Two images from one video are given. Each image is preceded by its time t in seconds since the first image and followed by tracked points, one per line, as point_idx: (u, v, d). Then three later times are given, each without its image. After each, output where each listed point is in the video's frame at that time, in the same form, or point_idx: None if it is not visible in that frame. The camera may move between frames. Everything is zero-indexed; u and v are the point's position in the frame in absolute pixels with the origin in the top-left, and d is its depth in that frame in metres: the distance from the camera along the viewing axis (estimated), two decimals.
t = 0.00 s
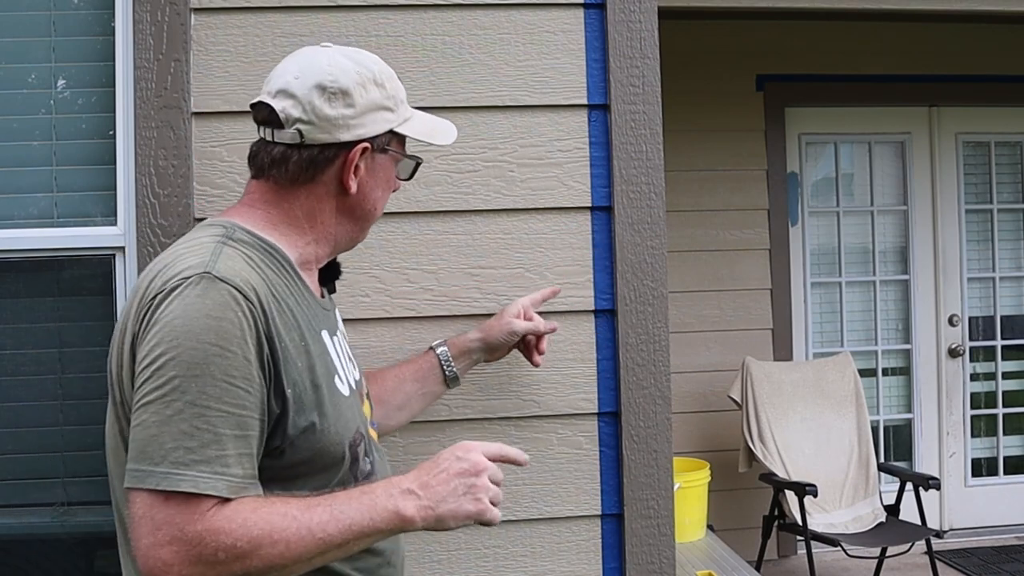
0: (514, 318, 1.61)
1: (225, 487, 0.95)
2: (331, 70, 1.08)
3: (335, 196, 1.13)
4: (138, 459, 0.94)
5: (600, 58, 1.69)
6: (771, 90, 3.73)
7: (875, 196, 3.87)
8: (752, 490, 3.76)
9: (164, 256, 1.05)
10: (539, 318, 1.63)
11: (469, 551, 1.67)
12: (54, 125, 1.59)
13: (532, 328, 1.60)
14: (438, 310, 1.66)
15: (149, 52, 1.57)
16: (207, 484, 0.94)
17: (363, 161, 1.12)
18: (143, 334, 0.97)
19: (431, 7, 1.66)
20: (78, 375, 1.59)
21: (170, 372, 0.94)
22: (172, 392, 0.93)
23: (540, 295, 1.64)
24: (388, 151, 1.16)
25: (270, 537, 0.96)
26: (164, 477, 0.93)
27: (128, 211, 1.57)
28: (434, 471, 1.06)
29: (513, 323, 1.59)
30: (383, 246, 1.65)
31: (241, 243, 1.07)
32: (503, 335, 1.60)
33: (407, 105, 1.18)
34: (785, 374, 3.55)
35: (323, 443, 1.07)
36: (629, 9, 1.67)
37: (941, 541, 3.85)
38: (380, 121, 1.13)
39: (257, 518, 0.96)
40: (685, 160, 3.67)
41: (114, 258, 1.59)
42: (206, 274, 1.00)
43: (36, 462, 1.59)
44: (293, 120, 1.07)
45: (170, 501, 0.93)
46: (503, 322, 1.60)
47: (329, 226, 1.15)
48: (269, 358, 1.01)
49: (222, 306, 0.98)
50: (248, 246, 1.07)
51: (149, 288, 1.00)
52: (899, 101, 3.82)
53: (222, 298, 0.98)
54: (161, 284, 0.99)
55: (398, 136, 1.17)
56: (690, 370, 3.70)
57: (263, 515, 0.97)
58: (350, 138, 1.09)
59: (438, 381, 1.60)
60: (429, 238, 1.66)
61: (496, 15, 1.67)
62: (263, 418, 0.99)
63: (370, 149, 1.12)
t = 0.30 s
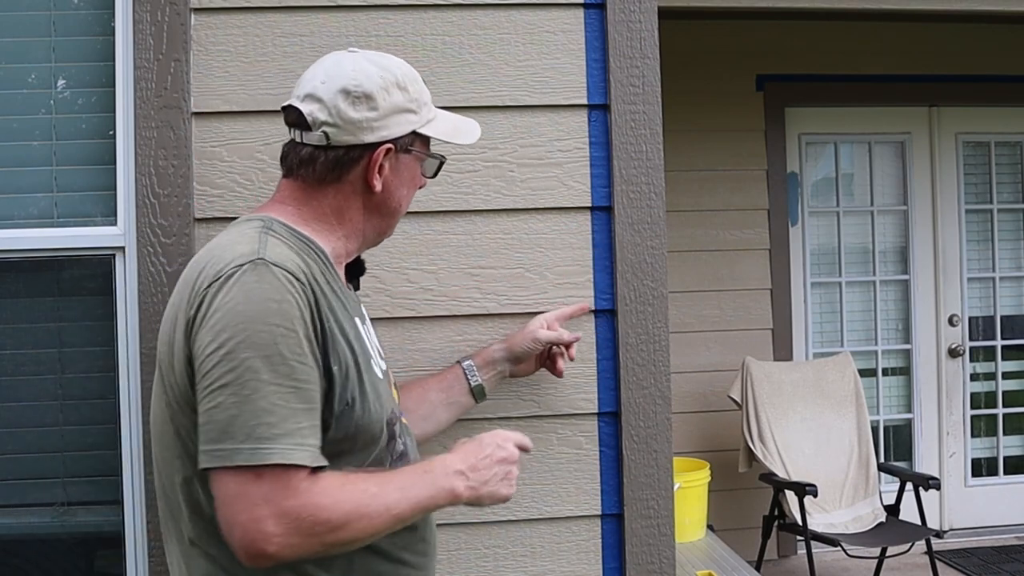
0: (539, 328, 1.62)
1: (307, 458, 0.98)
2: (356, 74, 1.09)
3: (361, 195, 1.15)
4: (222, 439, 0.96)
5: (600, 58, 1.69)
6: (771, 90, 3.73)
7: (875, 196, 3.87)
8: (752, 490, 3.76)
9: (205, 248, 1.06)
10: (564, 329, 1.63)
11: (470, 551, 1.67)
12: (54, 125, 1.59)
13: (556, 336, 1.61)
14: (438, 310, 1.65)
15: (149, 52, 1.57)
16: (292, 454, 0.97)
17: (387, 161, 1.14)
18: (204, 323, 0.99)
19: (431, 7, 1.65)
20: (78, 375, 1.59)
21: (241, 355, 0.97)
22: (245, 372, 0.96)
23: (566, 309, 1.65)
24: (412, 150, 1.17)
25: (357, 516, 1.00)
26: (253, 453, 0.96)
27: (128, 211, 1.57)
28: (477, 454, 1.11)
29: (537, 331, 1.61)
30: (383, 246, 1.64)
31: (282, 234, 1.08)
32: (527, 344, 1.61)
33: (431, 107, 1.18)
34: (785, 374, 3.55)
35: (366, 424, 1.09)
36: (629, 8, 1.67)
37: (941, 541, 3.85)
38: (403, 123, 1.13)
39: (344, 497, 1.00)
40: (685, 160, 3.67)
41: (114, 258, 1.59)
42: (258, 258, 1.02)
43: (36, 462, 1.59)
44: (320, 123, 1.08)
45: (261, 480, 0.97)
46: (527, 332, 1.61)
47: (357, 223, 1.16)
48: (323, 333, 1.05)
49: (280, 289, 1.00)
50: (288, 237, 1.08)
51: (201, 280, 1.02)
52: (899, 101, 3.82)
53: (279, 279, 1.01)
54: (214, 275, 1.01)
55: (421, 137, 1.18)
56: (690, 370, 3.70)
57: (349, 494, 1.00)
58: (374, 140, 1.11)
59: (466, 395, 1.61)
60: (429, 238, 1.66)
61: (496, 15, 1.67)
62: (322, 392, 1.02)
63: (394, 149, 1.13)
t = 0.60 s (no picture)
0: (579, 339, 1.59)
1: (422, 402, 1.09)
2: (359, 86, 1.13)
3: (366, 201, 1.20)
4: (356, 408, 1.05)
5: (600, 58, 1.69)
6: (771, 90, 3.73)
7: (875, 196, 3.87)
8: (752, 490, 3.76)
9: (244, 250, 1.13)
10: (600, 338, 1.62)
11: (470, 551, 1.66)
12: (54, 125, 1.59)
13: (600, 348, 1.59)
14: (438, 310, 1.65)
15: (149, 52, 1.57)
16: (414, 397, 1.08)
17: (389, 170, 1.17)
18: (284, 309, 1.07)
19: (431, 7, 1.65)
20: (77, 375, 1.59)
21: (337, 323, 1.06)
22: (351, 343, 1.06)
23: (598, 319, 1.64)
24: (416, 160, 1.20)
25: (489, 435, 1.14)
26: (389, 409, 1.06)
27: (128, 211, 1.57)
28: (539, 362, 1.31)
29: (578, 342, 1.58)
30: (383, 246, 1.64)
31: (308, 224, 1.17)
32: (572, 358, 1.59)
33: (439, 117, 1.20)
34: (785, 374, 3.55)
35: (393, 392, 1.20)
36: (629, 8, 1.67)
37: (941, 541, 3.85)
38: (405, 134, 1.16)
39: (472, 422, 1.14)
40: (685, 160, 3.67)
41: (113, 258, 1.59)
42: (306, 246, 1.11)
43: (36, 462, 1.59)
44: (323, 133, 1.14)
45: (407, 433, 1.06)
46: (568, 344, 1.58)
47: (366, 228, 1.21)
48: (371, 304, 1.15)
49: (340, 265, 1.11)
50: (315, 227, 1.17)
51: (261, 275, 1.09)
52: (899, 101, 3.82)
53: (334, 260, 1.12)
54: (275, 265, 1.09)
55: (427, 147, 1.20)
56: (690, 370, 3.70)
57: (472, 418, 1.14)
58: (374, 149, 1.14)
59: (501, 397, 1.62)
60: (429, 238, 1.66)
61: (496, 15, 1.67)
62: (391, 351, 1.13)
63: (395, 159, 1.17)
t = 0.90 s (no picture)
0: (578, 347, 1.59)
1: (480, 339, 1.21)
2: (343, 80, 1.16)
3: (350, 194, 1.22)
4: (442, 363, 1.15)
5: (600, 58, 1.69)
6: (771, 90, 3.73)
7: (875, 196, 3.87)
8: (752, 490, 3.76)
9: (279, 246, 1.14)
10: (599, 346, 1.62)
11: (470, 551, 1.66)
12: (54, 125, 1.59)
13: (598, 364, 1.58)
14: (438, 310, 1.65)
15: (149, 52, 1.57)
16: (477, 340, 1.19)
17: (370, 164, 1.20)
18: (341, 294, 1.12)
19: (431, 7, 1.65)
20: (78, 375, 1.59)
21: (400, 293, 1.13)
22: (417, 307, 1.14)
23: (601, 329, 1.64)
24: (400, 155, 1.21)
25: (554, 342, 1.29)
26: (465, 356, 1.16)
27: (128, 211, 1.57)
28: (580, 282, 1.50)
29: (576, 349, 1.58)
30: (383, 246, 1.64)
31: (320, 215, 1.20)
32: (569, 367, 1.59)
33: (426, 114, 1.21)
34: (785, 374, 3.55)
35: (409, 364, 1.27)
36: (629, 8, 1.67)
37: (941, 541, 3.85)
38: (388, 129, 1.18)
39: (536, 336, 1.28)
40: (685, 160, 3.68)
41: (113, 258, 1.59)
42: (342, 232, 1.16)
43: (36, 462, 1.59)
44: (308, 125, 1.17)
45: (488, 363, 1.18)
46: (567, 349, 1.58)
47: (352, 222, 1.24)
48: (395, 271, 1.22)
49: (376, 243, 1.17)
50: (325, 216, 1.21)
51: (309, 267, 1.12)
52: (899, 101, 3.82)
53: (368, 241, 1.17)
54: (322, 255, 1.12)
55: (411, 143, 1.21)
56: (690, 370, 3.70)
57: (536, 334, 1.28)
58: (354, 143, 1.17)
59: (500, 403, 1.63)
60: (429, 238, 1.66)
61: (496, 15, 1.67)
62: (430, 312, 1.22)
63: (375, 154, 1.19)
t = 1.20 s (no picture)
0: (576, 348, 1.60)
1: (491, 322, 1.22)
2: (340, 79, 1.16)
3: (345, 193, 1.23)
4: (461, 351, 1.16)
5: (600, 58, 1.68)
6: (771, 90, 3.73)
7: (875, 196, 3.87)
8: (752, 490, 3.76)
9: (292, 245, 1.14)
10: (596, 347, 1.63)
11: (470, 551, 1.66)
12: (54, 125, 1.59)
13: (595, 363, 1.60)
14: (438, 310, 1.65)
15: (149, 52, 1.57)
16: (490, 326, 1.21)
17: (365, 163, 1.20)
18: (357, 291, 1.12)
19: (430, 7, 1.65)
20: (78, 375, 1.59)
21: (416, 287, 1.14)
22: (432, 299, 1.15)
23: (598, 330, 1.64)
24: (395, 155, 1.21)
25: (570, 319, 1.30)
26: (480, 342, 1.18)
27: (128, 211, 1.57)
28: (603, 256, 1.52)
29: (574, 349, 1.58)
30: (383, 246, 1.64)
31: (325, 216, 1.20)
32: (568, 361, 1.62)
33: (425, 115, 1.20)
34: (785, 374, 3.55)
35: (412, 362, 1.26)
36: (629, 8, 1.67)
37: (941, 541, 3.85)
38: (384, 129, 1.18)
39: (551, 313, 1.29)
40: (685, 161, 3.68)
41: (113, 258, 1.59)
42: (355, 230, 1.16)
43: (36, 462, 1.59)
44: (305, 121, 1.17)
45: (504, 343, 1.20)
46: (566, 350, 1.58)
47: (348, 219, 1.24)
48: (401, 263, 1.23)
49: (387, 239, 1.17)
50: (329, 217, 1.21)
51: (324, 265, 1.12)
52: (899, 101, 3.82)
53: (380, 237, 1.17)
54: (338, 252, 1.13)
55: (407, 144, 1.21)
56: (690, 370, 3.70)
57: (551, 311, 1.29)
58: (348, 142, 1.17)
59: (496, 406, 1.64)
60: (429, 238, 1.66)
61: (496, 15, 1.67)
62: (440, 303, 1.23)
63: (370, 152, 1.19)
